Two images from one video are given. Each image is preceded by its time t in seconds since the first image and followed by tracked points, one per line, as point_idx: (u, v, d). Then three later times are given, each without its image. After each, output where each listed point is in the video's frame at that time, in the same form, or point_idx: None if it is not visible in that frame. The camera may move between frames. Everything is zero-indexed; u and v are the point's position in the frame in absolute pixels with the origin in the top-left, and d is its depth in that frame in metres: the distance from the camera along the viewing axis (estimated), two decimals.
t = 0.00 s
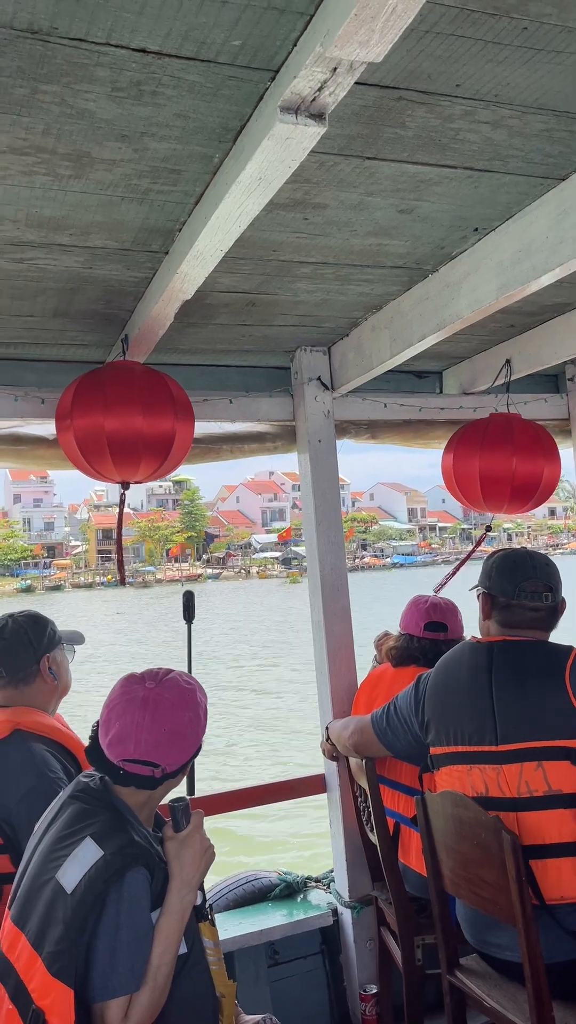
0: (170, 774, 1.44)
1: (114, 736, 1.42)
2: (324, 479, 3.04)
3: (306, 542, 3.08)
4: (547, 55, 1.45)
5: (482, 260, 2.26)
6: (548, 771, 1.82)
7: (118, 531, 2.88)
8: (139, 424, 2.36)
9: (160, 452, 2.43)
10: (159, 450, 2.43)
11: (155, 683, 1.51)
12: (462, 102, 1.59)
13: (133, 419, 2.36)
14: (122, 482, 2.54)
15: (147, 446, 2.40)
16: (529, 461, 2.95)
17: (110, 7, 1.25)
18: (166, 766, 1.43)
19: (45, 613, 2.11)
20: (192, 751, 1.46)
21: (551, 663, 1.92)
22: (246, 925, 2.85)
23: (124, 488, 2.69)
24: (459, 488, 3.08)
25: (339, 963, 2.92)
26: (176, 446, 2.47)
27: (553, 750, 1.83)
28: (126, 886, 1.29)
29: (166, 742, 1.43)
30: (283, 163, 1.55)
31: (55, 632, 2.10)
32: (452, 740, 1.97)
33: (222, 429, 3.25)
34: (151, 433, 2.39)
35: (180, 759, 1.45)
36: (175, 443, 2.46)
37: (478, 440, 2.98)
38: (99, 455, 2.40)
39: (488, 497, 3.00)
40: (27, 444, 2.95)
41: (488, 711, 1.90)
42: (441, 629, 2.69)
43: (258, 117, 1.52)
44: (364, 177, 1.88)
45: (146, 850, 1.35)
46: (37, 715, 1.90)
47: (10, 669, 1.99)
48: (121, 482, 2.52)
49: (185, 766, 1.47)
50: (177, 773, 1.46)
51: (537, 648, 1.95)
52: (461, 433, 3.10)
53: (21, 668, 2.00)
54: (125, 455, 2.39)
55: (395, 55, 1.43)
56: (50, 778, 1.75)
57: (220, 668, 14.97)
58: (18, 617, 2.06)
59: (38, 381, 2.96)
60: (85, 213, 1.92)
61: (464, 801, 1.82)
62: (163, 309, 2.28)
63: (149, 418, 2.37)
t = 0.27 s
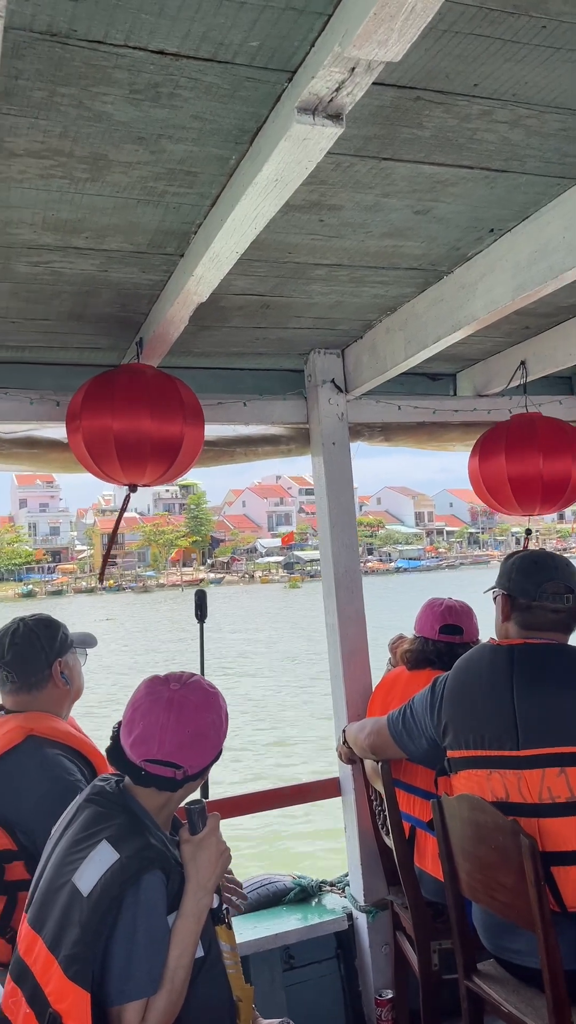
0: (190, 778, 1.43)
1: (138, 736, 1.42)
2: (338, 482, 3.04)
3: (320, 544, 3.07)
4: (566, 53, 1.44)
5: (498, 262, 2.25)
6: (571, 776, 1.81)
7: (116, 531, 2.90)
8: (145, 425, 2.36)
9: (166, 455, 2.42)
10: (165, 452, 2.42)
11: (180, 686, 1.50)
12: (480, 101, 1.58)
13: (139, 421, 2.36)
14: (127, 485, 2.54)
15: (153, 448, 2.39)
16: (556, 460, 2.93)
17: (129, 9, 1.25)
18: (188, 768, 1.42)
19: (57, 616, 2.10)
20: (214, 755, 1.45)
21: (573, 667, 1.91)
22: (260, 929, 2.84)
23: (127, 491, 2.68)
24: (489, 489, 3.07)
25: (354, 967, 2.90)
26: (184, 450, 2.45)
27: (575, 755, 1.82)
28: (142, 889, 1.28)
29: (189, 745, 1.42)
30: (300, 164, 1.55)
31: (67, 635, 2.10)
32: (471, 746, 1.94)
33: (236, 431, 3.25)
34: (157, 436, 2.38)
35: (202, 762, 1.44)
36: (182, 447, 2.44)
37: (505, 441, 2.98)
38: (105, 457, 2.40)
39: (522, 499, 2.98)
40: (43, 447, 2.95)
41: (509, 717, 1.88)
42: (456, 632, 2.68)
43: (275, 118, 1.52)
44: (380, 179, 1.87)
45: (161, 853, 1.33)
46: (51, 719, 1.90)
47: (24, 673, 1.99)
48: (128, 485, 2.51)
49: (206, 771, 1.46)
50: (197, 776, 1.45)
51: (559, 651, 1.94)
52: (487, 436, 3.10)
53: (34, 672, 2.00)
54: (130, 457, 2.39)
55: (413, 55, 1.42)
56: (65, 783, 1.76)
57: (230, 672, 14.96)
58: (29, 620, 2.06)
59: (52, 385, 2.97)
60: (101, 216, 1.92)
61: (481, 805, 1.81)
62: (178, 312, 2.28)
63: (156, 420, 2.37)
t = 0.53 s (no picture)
0: (206, 778, 1.43)
1: (152, 738, 1.42)
2: (353, 484, 3.03)
3: (335, 547, 3.07)
4: None
5: (515, 262, 2.24)
6: None
7: (121, 533, 2.95)
8: (167, 427, 2.37)
9: (187, 457, 2.43)
10: (186, 454, 2.43)
11: (192, 686, 1.50)
12: (498, 101, 1.58)
13: (160, 423, 2.36)
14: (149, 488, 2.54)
15: (174, 450, 2.40)
16: None
17: (148, 11, 1.25)
18: (203, 769, 1.41)
19: (68, 619, 2.10)
20: (228, 756, 1.44)
21: None
22: (276, 933, 2.83)
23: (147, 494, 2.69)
24: (513, 489, 3.06)
25: (370, 972, 2.89)
26: (204, 451, 2.46)
27: None
28: (163, 890, 1.27)
29: (202, 746, 1.41)
30: (318, 165, 1.55)
31: (79, 638, 2.10)
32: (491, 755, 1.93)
33: (251, 434, 3.24)
34: (178, 438, 2.39)
35: (216, 763, 1.43)
36: (203, 449, 2.45)
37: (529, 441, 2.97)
38: (127, 460, 2.40)
39: (547, 499, 2.96)
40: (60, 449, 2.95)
41: (527, 722, 1.88)
42: (474, 635, 2.67)
43: (293, 119, 1.52)
44: (397, 179, 1.87)
45: (180, 853, 1.32)
46: (66, 723, 1.90)
47: (35, 680, 1.99)
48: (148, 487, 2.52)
49: (221, 771, 1.45)
50: (213, 777, 1.44)
51: None
52: (510, 438, 3.09)
53: (46, 678, 2.00)
54: (153, 460, 2.39)
55: (432, 54, 1.42)
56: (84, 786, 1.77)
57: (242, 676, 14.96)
58: (40, 626, 2.06)
59: (68, 388, 2.98)
60: (119, 218, 1.93)
61: (501, 807, 1.79)
62: (195, 314, 2.28)
63: (177, 422, 2.38)
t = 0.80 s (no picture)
0: (220, 782, 1.41)
1: (163, 744, 1.40)
2: (371, 487, 3.03)
3: (353, 551, 3.06)
4: None
5: (534, 265, 2.23)
6: None
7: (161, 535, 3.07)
8: (189, 432, 2.37)
9: (209, 460, 2.44)
10: (209, 457, 2.44)
11: (202, 691, 1.48)
12: (519, 103, 1.57)
13: (183, 428, 2.36)
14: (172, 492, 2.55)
15: (196, 454, 2.40)
16: None
17: (171, 17, 1.26)
18: (216, 774, 1.40)
19: (85, 624, 2.10)
20: (241, 759, 1.43)
21: None
22: (294, 938, 2.82)
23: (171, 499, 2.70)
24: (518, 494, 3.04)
25: (387, 979, 2.87)
26: (225, 453, 2.47)
27: None
28: (182, 896, 1.26)
29: (213, 751, 1.40)
30: (338, 169, 1.55)
31: (96, 641, 2.10)
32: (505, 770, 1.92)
33: (268, 438, 3.24)
34: (200, 442, 2.39)
35: (229, 767, 1.41)
36: (224, 452, 2.46)
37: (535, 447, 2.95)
38: (150, 465, 2.41)
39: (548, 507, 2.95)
40: (78, 453, 2.96)
41: (539, 734, 1.87)
42: (491, 639, 2.65)
43: (313, 123, 1.52)
44: (416, 183, 1.87)
45: (200, 859, 1.31)
46: (87, 727, 1.90)
47: (52, 685, 1.99)
48: (171, 491, 2.52)
49: (236, 774, 1.44)
50: (228, 781, 1.43)
51: None
52: (517, 443, 3.08)
53: (62, 683, 2.00)
54: (175, 464, 2.40)
55: (454, 58, 1.42)
56: (105, 790, 1.77)
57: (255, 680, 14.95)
58: (58, 630, 2.05)
59: (86, 393, 3.00)
60: (138, 223, 1.94)
61: (519, 815, 1.79)
62: (213, 319, 2.29)
63: (199, 426, 2.38)
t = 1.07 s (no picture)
0: (236, 788, 1.41)
1: (178, 752, 1.41)
2: (386, 491, 3.02)
3: (368, 556, 3.05)
4: None
5: (551, 269, 2.22)
6: None
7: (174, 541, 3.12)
8: (203, 436, 2.38)
9: (222, 465, 2.44)
10: (222, 463, 2.44)
11: (216, 697, 1.48)
12: (538, 108, 1.57)
13: (196, 432, 2.37)
14: (186, 496, 2.55)
15: (210, 458, 2.41)
16: None
17: (191, 24, 1.26)
18: (231, 781, 1.39)
19: (103, 627, 2.11)
20: (257, 764, 1.42)
21: None
22: (310, 943, 2.82)
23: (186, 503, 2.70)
24: (519, 497, 3.03)
25: (404, 985, 2.86)
26: (239, 459, 2.47)
27: None
28: (200, 902, 1.25)
29: (228, 757, 1.39)
30: (356, 174, 1.54)
31: (114, 644, 2.10)
32: (516, 777, 1.92)
33: (283, 442, 3.24)
34: (214, 446, 2.40)
35: (245, 772, 1.40)
36: (239, 457, 2.46)
37: (537, 452, 2.94)
38: (163, 469, 2.42)
39: (545, 511, 2.94)
40: (95, 458, 2.98)
41: (550, 741, 1.87)
42: (507, 644, 2.63)
43: (332, 129, 1.52)
44: (434, 188, 1.87)
45: (217, 864, 1.29)
46: (106, 729, 1.91)
47: (70, 689, 2.00)
48: (184, 496, 2.53)
49: (252, 779, 1.43)
50: (244, 786, 1.42)
51: None
52: (520, 446, 3.06)
53: (80, 686, 2.00)
54: (189, 468, 2.40)
55: (473, 63, 1.41)
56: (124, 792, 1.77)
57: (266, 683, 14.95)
58: (76, 634, 2.05)
59: (103, 398, 3.01)
60: (156, 229, 1.94)
61: (537, 823, 1.77)
62: (229, 324, 2.29)
63: (213, 431, 2.39)
